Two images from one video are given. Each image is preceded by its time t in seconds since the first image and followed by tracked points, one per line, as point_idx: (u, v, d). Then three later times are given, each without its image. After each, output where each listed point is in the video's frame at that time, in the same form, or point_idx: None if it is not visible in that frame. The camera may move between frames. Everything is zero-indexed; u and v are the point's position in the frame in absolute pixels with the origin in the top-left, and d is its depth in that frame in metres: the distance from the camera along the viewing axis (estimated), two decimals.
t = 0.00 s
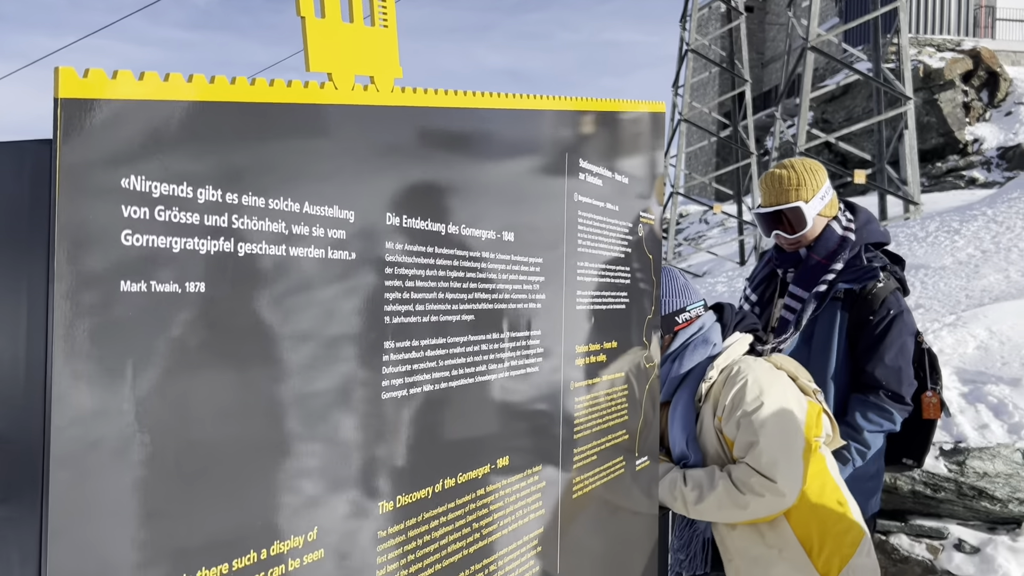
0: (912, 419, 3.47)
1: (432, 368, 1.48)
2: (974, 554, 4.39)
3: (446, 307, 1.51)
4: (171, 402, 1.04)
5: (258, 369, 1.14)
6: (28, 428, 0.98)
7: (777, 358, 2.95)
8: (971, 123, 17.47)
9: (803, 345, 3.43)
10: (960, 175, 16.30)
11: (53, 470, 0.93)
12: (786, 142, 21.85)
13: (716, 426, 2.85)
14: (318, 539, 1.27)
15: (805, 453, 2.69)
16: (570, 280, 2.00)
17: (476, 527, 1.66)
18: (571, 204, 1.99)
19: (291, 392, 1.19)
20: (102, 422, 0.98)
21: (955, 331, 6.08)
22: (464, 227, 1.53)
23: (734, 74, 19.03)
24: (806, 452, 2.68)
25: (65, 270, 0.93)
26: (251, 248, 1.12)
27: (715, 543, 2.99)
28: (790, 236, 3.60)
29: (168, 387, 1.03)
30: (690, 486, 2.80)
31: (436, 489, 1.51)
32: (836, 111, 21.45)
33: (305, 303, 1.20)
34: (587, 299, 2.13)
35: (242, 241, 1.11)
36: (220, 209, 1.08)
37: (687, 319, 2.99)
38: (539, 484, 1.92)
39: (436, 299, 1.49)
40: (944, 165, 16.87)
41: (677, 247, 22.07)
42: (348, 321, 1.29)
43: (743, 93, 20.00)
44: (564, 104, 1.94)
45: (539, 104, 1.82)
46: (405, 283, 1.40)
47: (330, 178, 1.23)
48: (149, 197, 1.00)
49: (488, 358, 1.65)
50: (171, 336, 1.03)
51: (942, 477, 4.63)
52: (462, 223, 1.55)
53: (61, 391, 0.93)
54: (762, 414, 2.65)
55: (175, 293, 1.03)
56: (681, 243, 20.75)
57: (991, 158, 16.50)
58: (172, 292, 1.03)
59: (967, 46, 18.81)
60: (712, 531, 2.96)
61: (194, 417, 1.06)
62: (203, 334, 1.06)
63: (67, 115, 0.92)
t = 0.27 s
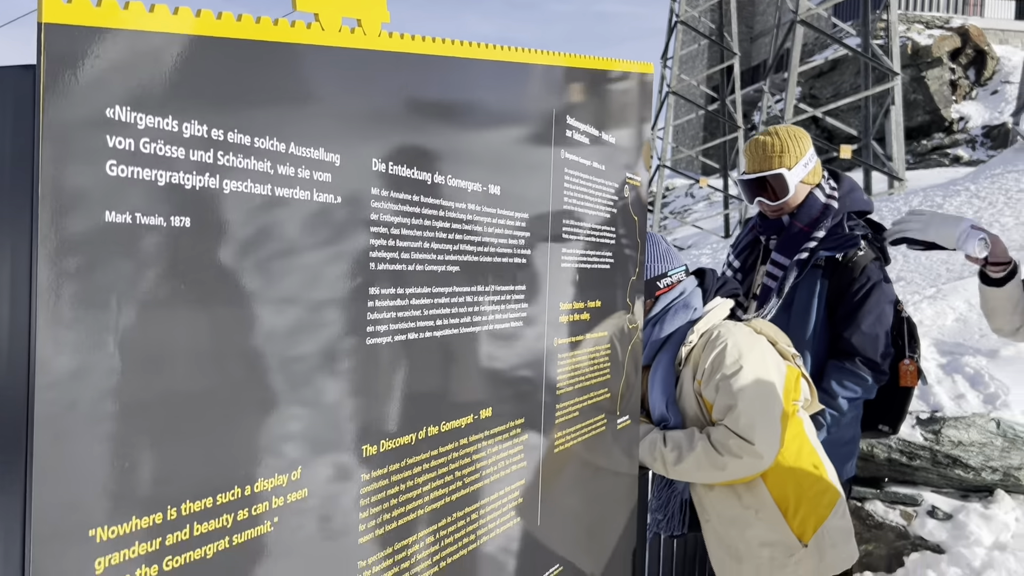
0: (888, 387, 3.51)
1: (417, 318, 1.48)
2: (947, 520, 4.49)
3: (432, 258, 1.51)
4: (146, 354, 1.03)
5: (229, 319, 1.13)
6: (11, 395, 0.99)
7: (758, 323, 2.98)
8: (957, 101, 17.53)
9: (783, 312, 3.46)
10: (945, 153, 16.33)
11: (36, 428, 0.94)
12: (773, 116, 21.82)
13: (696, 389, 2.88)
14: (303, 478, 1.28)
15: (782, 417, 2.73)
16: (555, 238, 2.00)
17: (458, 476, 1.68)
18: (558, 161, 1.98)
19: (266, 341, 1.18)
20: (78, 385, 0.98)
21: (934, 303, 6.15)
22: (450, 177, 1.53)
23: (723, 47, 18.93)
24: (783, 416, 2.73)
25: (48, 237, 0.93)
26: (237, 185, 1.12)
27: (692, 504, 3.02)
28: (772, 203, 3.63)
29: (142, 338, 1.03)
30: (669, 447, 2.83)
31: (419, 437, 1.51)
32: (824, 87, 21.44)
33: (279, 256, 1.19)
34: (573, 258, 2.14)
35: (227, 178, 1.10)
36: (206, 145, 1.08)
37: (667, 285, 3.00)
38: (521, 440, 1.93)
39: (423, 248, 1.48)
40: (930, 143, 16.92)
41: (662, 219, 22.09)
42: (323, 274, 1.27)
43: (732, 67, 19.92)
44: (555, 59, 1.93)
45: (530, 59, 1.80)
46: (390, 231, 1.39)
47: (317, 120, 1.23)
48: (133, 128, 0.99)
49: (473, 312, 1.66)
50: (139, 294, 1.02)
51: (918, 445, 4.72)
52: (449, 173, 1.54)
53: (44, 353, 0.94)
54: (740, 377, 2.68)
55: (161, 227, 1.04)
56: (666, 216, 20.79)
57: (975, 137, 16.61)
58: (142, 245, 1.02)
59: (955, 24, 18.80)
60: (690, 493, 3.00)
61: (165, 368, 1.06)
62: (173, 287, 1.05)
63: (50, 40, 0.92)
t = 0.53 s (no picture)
0: (857, 340, 3.56)
1: (392, 239, 1.47)
2: (909, 474, 4.61)
3: (407, 180, 1.49)
4: (118, 297, 0.98)
5: (204, 267, 1.08)
6: None
7: (730, 272, 3.02)
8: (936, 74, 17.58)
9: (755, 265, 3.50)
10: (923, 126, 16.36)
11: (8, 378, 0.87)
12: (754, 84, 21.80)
13: (667, 335, 2.93)
14: (276, 386, 1.24)
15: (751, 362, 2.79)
16: (532, 174, 1.99)
17: (435, 399, 1.69)
18: (536, 97, 1.98)
19: (239, 295, 1.14)
20: (41, 335, 0.91)
21: (905, 265, 6.26)
22: (427, 100, 1.51)
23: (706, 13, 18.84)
24: (751, 362, 2.79)
25: (22, 167, 0.87)
26: (213, 86, 1.08)
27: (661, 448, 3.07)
28: (743, 156, 3.67)
29: (115, 277, 0.97)
30: (640, 391, 2.87)
31: (393, 355, 1.51)
32: (805, 56, 21.43)
33: (256, 211, 1.16)
34: (553, 198, 2.16)
35: (203, 78, 1.06)
36: (181, 43, 1.03)
37: (640, 234, 2.99)
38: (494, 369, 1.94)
39: (399, 168, 1.47)
40: (907, 115, 16.97)
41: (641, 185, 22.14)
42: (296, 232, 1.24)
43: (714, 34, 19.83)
44: None
45: None
46: (366, 148, 1.37)
47: (295, 26, 1.20)
48: (106, 18, 0.95)
49: (448, 238, 1.65)
50: (113, 228, 0.97)
51: (884, 401, 4.86)
52: (426, 96, 1.52)
53: (10, 301, 0.87)
54: (711, 323, 2.71)
55: (136, 121, 0.98)
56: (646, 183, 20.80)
57: (953, 109, 16.61)
58: (115, 169, 0.96)
59: None
60: (660, 437, 3.04)
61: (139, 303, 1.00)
62: (145, 224, 1.00)
63: None
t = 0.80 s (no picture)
0: (824, 304, 3.66)
1: (376, 184, 1.51)
2: (874, 437, 4.75)
3: (393, 127, 1.53)
4: (103, 240, 0.99)
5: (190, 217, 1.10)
6: None
7: (702, 235, 3.09)
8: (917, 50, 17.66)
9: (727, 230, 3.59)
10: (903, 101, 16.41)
11: None
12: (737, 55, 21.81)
13: (641, 294, 3.01)
14: (264, 320, 1.26)
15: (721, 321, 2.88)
16: (513, 128, 2.03)
17: (417, 344, 1.74)
18: (519, 54, 2.02)
19: (223, 251, 1.16)
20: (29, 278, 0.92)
21: (878, 235, 6.40)
22: (412, 49, 1.54)
23: None
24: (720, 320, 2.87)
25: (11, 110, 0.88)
26: (205, 25, 1.08)
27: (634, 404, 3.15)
28: (717, 122, 3.74)
29: (100, 226, 0.98)
30: (614, 347, 2.94)
31: (377, 298, 1.55)
32: (788, 29, 21.45)
33: (240, 169, 1.17)
34: (536, 154, 2.21)
35: (195, 17, 1.07)
36: None
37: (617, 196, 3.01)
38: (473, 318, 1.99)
39: (384, 114, 1.50)
40: (888, 91, 17.03)
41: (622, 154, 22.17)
42: (275, 192, 1.25)
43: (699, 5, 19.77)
44: None
45: None
46: (352, 92, 1.40)
47: None
48: None
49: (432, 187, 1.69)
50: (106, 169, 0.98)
51: (852, 365, 4.95)
52: (410, 47, 1.55)
53: None
54: (683, 284, 2.78)
55: (130, 56, 0.99)
56: (628, 152, 20.81)
57: (933, 86, 16.64)
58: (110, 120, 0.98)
59: None
60: (632, 393, 3.13)
61: (124, 247, 1.01)
62: (133, 173, 1.01)
63: None
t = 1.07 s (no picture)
0: (808, 276, 3.75)
1: (379, 145, 1.57)
2: (855, 408, 4.87)
3: (396, 90, 1.58)
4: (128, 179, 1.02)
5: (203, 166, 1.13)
6: None
7: (692, 205, 3.16)
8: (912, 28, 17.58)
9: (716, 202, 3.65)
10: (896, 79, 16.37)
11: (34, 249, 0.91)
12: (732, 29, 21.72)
13: (630, 262, 3.08)
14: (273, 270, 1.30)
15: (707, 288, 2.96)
16: (510, 95, 2.09)
17: (415, 302, 1.80)
18: (517, 23, 2.07)
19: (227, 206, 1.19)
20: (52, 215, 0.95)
21: (865, 210, 6.48)
22: (414, 15, 1.58)
23: None
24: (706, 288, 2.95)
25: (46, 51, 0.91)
26: None
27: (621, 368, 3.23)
28: (708, 94, 3.79)
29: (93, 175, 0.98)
30: (603, 314, 3.02)
31: (378, 255, 1.61)
32: (784, 3, 21.36)
33: (231, 132, 1.17)
34: (530, 120, 2.26)
35: None
36: None
37: (610, 165, 3.10)
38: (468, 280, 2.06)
39: (386, 77, 1.55)
40: (882, 68, 17.00)
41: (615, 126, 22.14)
42: (270, 153, 1.25)
43: None
44: None
45: None
46: (356, 55, 1.44)
47: None
48: None
49: (433, 149, 1.75)
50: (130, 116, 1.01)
51: (835, 337, 5.05)
52: (413, 13, 1.60)
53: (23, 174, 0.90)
54: (671, 251, 2.86)
55: (154, 15, 1.02)
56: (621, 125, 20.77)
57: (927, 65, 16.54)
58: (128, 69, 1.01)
59: None
60: (619, 357, 3.21)
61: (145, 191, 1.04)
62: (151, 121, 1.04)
63: None
